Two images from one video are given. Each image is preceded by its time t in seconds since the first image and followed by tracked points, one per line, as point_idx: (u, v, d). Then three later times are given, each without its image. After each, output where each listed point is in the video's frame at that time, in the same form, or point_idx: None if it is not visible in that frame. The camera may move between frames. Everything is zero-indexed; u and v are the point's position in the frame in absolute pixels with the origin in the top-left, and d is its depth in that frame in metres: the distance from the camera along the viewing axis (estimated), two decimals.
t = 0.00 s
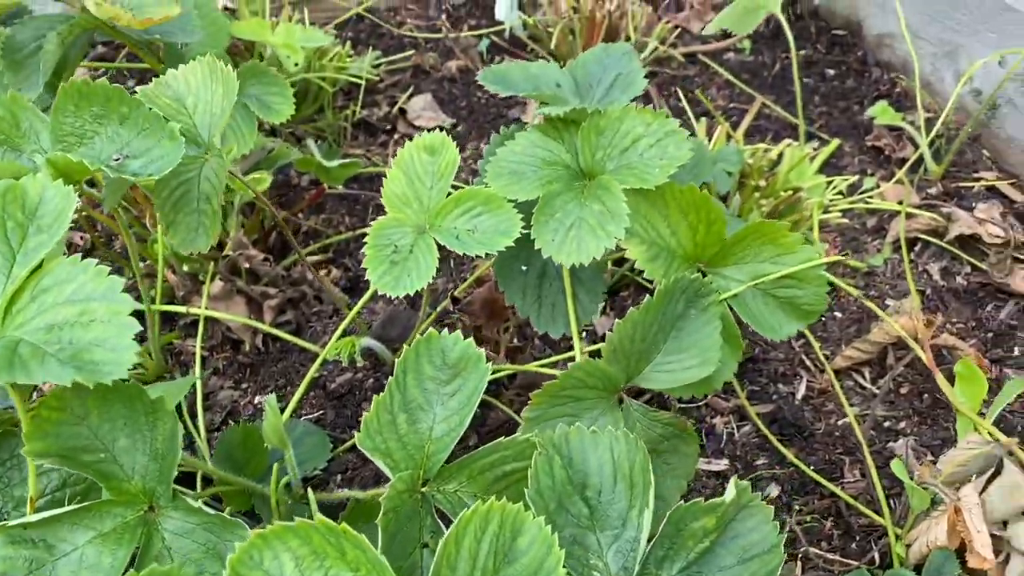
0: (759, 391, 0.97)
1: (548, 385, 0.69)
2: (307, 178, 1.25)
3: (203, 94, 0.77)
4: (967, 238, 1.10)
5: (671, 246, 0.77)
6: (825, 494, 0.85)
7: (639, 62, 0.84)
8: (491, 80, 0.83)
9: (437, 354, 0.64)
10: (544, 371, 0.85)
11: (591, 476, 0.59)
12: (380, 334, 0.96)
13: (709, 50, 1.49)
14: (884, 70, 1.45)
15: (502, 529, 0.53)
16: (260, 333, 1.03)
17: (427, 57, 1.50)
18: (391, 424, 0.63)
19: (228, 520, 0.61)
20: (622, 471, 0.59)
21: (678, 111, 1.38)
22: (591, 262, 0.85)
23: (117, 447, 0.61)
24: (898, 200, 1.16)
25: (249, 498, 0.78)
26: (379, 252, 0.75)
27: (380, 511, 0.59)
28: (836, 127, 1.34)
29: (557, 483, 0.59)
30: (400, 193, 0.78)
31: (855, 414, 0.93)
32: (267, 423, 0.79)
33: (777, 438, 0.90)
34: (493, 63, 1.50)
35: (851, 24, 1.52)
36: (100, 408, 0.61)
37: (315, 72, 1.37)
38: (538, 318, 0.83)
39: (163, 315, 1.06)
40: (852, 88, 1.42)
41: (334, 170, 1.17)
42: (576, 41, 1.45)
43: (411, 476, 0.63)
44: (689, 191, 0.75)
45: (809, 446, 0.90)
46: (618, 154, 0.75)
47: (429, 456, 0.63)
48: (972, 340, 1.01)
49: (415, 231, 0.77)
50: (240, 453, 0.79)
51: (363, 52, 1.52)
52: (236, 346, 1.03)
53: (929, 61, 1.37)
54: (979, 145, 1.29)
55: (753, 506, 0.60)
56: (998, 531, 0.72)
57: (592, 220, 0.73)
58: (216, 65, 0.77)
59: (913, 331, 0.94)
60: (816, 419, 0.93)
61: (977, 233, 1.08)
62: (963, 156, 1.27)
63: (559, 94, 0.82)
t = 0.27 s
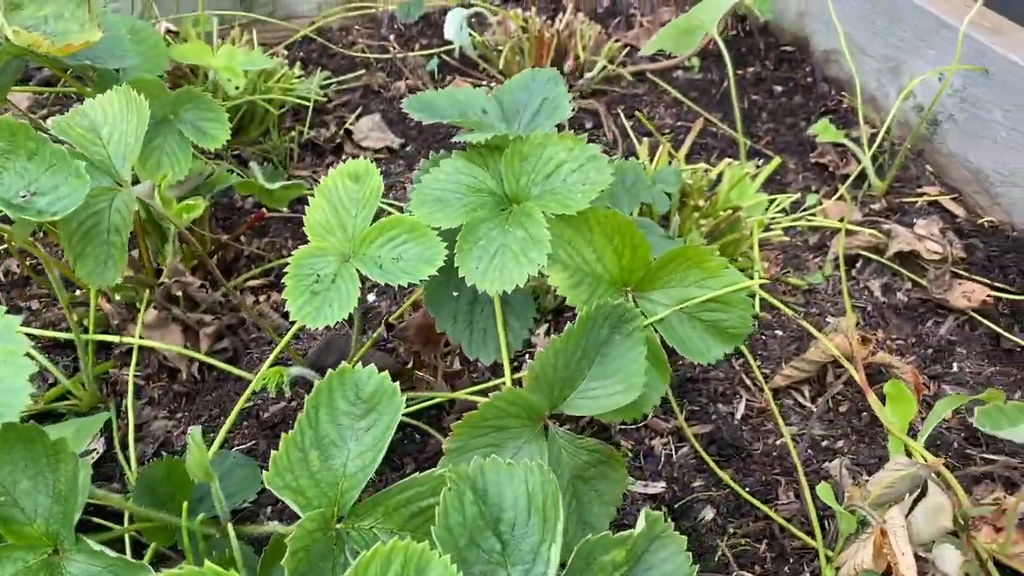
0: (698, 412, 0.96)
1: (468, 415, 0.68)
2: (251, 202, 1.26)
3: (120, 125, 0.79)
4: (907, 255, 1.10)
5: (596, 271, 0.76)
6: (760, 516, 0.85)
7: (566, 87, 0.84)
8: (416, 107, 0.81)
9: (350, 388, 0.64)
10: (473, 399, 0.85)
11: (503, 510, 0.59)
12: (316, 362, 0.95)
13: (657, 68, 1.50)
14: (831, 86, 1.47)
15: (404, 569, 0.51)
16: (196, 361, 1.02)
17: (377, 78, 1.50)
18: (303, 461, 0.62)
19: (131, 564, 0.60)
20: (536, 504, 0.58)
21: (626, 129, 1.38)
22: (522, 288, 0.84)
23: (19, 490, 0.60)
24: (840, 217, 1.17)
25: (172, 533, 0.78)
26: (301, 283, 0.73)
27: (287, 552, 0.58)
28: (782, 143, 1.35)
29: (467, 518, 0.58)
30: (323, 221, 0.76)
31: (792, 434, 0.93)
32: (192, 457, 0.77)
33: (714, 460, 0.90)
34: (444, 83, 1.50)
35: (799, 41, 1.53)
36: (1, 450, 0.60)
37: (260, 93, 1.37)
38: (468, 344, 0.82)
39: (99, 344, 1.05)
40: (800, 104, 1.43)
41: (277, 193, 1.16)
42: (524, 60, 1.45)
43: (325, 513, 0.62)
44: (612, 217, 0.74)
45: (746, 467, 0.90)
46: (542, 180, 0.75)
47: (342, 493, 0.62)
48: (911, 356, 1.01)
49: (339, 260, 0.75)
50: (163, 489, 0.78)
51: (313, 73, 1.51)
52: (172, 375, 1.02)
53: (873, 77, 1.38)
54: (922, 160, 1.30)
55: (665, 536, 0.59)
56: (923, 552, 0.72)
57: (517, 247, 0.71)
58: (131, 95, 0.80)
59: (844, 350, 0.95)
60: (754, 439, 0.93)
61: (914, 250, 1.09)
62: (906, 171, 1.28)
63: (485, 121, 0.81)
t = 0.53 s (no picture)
0: (650, 438, 0.97)
1: (408, 453, 0.68)
2: (207, 230, 1.29)
3: (57, 168, 0.80)
4: (855, 277, 1.12)
5: (538, 305, 0.77)
6: (708, 543, 0.86)
7: (509, 122, 0.86)
8: (359, 143, 0.82)
9: (287, 430, 0.65)
10: (420, 433, 0.85)
11: (437, 551, 0.59)
12: (267, 396, 0.95)
13: (615, 92, 1.53)
14: (785, 108, 1.49)
15: None
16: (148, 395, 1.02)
17: (336, 103, 1.51)
18: (239, 504, 0.63)
19: None
20: (471, 545, 0.58)
21: (583, 153, 1.40)
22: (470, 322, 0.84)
23: None
24: (791, 240, 1.20)
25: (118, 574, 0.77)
26: (242, 320, 0.74)
27: None
28: (736, 166, 1.37)
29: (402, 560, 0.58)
30: (266, 258, 0.77)
31: (740, 459, 0.94)
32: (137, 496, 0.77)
33: (664, 487, 0.91)
34: (403, 109, 1.51)
35: (754, 64, 1.56)
36: None
37: (217, 122, 1.38)
38: (416, 380, 0.82)
39: (50, 380, 1.04)
40: (755, 127, 1.45)
41: (231, 223, 1.17)
42: (482, 86, 1.47)
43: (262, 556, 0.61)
44: (553, 251, 0.75)
45: (695, 494, 0.91)
46: (483, 216, 0.75)
47: (280, 534, 0.62)
48: (859, 379, 1.02)
49: (281, 297, 0.75)
50: (109, 529, 0.77)
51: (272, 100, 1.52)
52: (125, 410, 1.02)
53: (826, 101, 1.40)
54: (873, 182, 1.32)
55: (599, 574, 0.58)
56: None
57: (460, 282, 0.71)
58: (68, 138, 0.81)
59: (789, 375, 0.96)
60: (704, 464, 0.94)
61: (862, 273, 1.11)
62: (858, 193, 1.30)
63: (429, 156, 0.82)
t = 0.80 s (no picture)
0: (614, 462, 0.97)
1: (364, 488, 0.68)
2: (172, 256, 1.28)
3: (7, 206, 0.79)
4: (817, 297, 1.13)
5: (496, 334, 0.77)
6: (670, 567, 0.86)
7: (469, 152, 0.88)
8: (320, 175, 0.84)
9: (241, 467, 0.65)
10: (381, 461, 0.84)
11: None
12: (230, 426, 0.96)
13: (582, 114, 1.55)
14: (750, 127, 1.51)
15: None
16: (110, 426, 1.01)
17: (303, 126, 1.51)
18: (192, 542, 0.62)
19: None
20: None
21: (550, 175, 1.41)
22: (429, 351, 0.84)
23: None
24: (754, 260, 1.21)
25: None
26: (199, 355, 0.74)
27: None
28: (702, 186, 1.38)
29: None
30: (223, 291, 0.77)
31: (703, 482, 0.94)
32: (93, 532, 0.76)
33: (628, 512, 0.91)
34: (370, 132, 1.51)
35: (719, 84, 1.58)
36: None
37: (182, 148, 1.37)
38: (379, 412, 0.82)
39: (10, 411, 1.03)
40: (720, 146, 1.47)
41: (196, 249, 1.16)
42: (450, 108, 1.48)
43: None
44: (510, 281, 0.76)
45: (658, 517, 0.91)
46: (442, 247, 0.76)
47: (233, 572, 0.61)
48: (821, 399, 1.02)
49: (239, 331, 0.76)
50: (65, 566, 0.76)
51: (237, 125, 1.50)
52: (86, 441, 1.01)
53: (790, 121, 1.42)
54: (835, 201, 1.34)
55: None
56: None
57: (417, 314, 0.72)
58: (18, 174, 0.80)
59: (751, 398, 0.96)
60: (667, 487, 0.94)
61: (823, 293, 1.12)
62: (820, 213, 1.31)
63: (390, 187, 0.84)
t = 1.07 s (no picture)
0: (576, 485, 0.96)
1: (310, 522, 0.66)
2: (132, 279, 1.26)
3: None
4: (779, 315, 1.13)
5: (448, 361, 0.76)
6: None
7: (419, 176, 0.89)
8: (267, 203, 0.84)
9: (183, 502, 0.63)
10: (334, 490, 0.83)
11: None
12: (185, 454, 0.95)
13: (548, 132, 1.55)
14: (716, 144, 1.51)
15: None
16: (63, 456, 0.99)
17: (268, 145, 1.50)
18: None
19: None
20: None
21: (515, 193, 1.41)
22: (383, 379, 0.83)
23: None
24: (717, 279, 1.21)
25: None
26: (145, 388, 0.73)
27: None
28: (666, 204, 1.38)
29: None
30: (169, 322, 0.77)
31: (664, 504, 0.94)
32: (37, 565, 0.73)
33: (588, 536, 0.90)
34: (335, 151, 1.51)
35: (685, 102, 1.59)
36: None
37: (143, 168, 1.36)
38: (330, 439, 0.81)
39: None
40: (685, 164, 1.47)
41: (155, 273, 1.15)
42: (415, 127, 1.47)
43: None
44: (463, 307, 0.75)
45: (619, 541, 0.90)
46: (392, 275, 0.76)
47: None
48: (783, 418, 1.02)
49: (185, 362, 0.75)
50: None
51: (202, 143, 1.51)
52: (39, 471, 0.99)
53: (753, 138, 1.43)
54: (799, 218, 1.35)
55: None
56: None
57: (363, 346, 0.72)
58: None
59: (712, 418, 0.96)
60: (629, 510, 0.93)
61: (785, 310, 1.12)
62: (784, 230, 1.32)
63: (340, 214, 0.85)
